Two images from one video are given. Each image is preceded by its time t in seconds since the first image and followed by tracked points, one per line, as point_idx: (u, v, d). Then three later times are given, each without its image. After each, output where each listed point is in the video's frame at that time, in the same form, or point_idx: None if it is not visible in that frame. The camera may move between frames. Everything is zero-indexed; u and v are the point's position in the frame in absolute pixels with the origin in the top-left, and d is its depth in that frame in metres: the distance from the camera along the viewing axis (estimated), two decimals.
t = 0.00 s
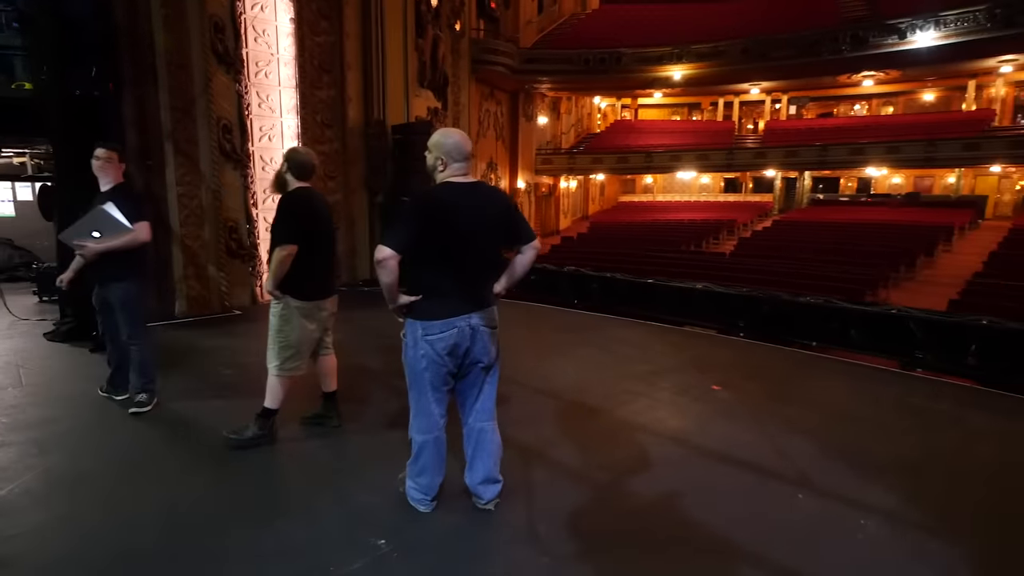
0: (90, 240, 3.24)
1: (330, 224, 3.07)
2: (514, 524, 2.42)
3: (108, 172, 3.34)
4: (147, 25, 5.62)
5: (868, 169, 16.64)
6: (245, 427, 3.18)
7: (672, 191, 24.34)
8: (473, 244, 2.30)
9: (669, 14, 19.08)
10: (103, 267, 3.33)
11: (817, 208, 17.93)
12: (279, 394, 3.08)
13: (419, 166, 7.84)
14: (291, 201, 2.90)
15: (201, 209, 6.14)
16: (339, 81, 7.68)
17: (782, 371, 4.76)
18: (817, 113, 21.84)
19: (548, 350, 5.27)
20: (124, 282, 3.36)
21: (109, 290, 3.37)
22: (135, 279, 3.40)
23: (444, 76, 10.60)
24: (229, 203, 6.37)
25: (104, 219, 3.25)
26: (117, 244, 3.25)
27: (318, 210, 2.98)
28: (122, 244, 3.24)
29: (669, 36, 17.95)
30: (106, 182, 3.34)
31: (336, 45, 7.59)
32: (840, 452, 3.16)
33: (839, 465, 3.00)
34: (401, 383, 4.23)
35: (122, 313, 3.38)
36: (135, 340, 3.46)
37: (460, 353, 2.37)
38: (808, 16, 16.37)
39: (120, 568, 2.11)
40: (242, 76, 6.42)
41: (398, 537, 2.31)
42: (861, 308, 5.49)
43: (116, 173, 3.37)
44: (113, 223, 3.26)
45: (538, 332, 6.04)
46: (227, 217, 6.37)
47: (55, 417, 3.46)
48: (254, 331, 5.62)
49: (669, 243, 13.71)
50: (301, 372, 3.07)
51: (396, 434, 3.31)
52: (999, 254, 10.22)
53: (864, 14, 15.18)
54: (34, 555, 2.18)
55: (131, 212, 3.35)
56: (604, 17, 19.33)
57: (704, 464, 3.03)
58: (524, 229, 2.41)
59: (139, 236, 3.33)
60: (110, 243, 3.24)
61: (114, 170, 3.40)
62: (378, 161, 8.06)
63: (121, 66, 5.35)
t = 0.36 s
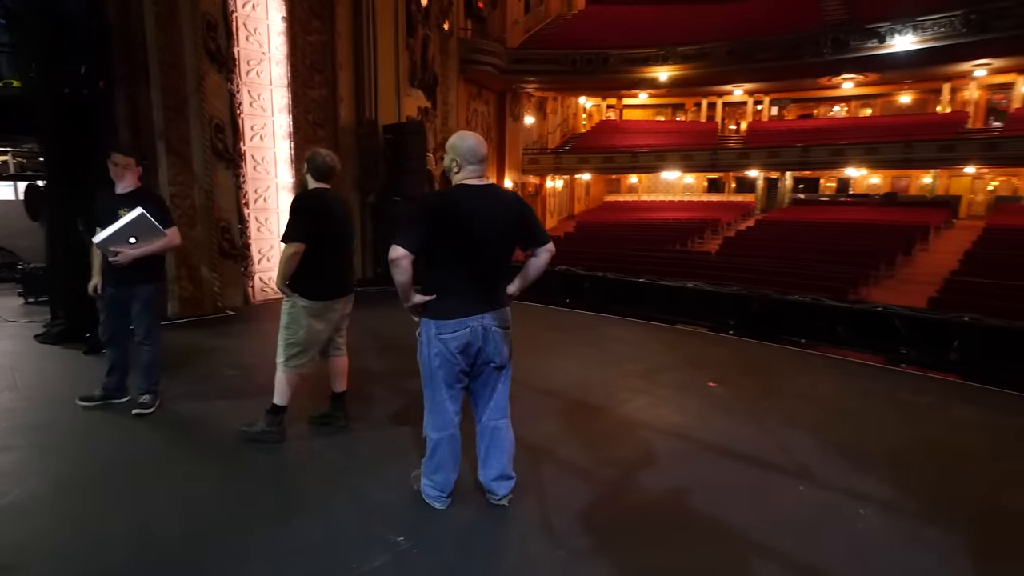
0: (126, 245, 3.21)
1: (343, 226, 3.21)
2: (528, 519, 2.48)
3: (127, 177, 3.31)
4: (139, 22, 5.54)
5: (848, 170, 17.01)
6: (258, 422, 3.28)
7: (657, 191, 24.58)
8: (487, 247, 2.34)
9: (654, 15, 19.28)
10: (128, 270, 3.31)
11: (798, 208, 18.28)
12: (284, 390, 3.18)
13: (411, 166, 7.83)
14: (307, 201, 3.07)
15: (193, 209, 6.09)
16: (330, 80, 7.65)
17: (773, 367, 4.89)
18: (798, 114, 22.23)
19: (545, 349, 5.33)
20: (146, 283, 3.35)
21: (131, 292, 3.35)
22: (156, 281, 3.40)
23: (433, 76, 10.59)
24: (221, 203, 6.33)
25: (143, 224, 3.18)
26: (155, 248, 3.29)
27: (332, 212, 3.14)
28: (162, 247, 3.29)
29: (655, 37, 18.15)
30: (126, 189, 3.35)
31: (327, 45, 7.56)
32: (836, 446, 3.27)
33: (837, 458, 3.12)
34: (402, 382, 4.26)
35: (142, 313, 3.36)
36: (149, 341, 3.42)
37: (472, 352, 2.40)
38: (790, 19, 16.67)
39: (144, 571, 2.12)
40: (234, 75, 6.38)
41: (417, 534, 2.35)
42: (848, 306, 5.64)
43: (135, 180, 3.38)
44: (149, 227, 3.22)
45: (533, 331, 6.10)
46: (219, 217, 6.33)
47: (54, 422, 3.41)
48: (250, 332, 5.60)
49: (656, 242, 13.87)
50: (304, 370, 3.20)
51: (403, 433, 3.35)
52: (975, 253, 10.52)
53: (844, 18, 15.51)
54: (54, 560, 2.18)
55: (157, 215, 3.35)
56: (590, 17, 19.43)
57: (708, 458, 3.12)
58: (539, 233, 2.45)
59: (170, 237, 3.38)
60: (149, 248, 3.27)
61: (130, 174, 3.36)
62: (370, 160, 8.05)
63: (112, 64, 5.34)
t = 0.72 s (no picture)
0: (125, 249, 3.25)
1: (335, 226, 3.21)
2: (531, 514, 2.53)
3: (121, 179, 3.32)
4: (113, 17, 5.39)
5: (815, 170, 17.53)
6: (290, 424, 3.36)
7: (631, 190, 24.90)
8: (491, 248, 2.37)
9: (627, 17, 19.54)
10: (126, 274, 3.34)
11: (768, 207, 18.75)
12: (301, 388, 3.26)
13: (391, 165, 7.78)
14: (298, 199, 3.08)
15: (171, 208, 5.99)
16: (310, 79, 7.58)
17: (754, 361, 5.05)
18: (766, 116, 22.81)
19: (532, 347, 5.38)
20: (141, 285, 3.38)
21: (126, 295, 3.37)
22: (151, 283, 3.43)
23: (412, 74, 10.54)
24: (199, 202, 6.22)
25: (142, 229, 3.24)
26: (155, 251, 3.34)
27: (324, 211, 3.14)
28: (162, 250, 3.35)
29: (629, 38, 18.39)
30: (121, 191, 3.35)
31: (306, 43, 7.47)
32: (819, 436, 3.41)
33: (820, 448, 3.25)
34: (393, 381, 4.27)
35: (137, 316, 3.38)
36: (140, 343, 3.40)
37: (476, 351, 2.43)
38: (759, 23, 17.11)
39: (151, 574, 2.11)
40: (211, 72, 6.25)
41: (423, 531, 2.38)
42: (823, 302, 5.84)
43: (129, 182, 3.41)
44: (148, 230, 3.28)
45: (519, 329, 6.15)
46: (197, 217, 6.21)
47: (38, 429, 3.32)
48: (232, 334, 5.51)
49: (632, 241, 14.08)
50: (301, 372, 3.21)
51: (399, 433, 3.36)
52: (936, 250, 10.98)
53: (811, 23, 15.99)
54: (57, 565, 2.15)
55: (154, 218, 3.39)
56: (565, 18, 19.56)
57: (699, 450, 3.22)
58: (542, 232, 2.48)
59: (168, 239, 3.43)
60: (148, 251, 3.32)
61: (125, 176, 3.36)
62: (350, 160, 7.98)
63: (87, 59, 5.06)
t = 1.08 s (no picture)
0: (107, 250, 3.19)
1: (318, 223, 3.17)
2: (535, 510, 2.58)
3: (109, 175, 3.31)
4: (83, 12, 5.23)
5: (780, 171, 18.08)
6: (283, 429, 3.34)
7: (602, 190, 25.20)
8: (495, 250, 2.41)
9: (598, 19, 19.78)
10: (108, 276, 3.28)
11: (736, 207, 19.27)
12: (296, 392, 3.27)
13: (370, 166, 7.69)
14: (276, 198, 3.07)
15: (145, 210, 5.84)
16: (285, 78, 7.43)
17: (734, 357, 5.21)
18: (732, 118, 23.38)
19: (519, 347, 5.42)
20: (128, 286, 3.32)
21: (109, 296, 3.30)
22: (138, 284, 3.38)
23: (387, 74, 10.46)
24: (174, 204, 6.10)
25: (123, 229, 3.18)
26: (138, 254, 3.28)
27: (305, 208, 3.11)
28: (145, 253, 3.28)
29: (600, 40, 18.63)
30: (110, 189, 3.34)
31: (282, 41, 7.34)
32: (802, 428, 3.55)
33: (804, 439, 3.38)
34: (384, 383, 4.26)
35: (122, 318, 3.31)
36: (124, 347, 3.33)
37: (482, 351, 2.46)
38: (726, 28, 17.54)
39: None
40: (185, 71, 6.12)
41: (430, 530, 2.41)
42: (797, 299, 6.04)
43: (117, 180, 3.37)
44: (131, 232, 3.23)
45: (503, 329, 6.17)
46: (173, 219, 6.09)
47: (18, 440, 3.21)
48: (212, 338, 5.41)
49: (606, 240, 14.30)
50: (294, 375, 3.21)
51: (394, 435, 3.36)
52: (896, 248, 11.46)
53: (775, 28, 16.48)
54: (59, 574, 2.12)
55: (141, 221, 3.37)
56: (537, 19, 19.66)
57: (689, 444, 3.33)
58: (543, 232, 2.53)
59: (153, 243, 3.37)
60: (131, 253, 3.25)
61: (114, 173, 3.34)
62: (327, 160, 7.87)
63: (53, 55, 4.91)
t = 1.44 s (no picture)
0: (106, 249, 3.16)
1: (312, 220, 3.14)
2: (543, 505, 2.63)
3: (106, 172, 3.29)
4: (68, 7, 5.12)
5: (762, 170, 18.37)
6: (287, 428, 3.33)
7: (587, 188, 25.35)
8: (505, 248, 2.44)
9: (583, 19, 19.87)
10: (110, 275, 3.25)
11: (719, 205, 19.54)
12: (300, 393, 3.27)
13: (360, 165, 7.64)
14: (265, 198, 3.09)
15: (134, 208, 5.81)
16: (275, 76, 7.33)
17: (726, 353, 5.30)
18: (715, 117, 23.67)
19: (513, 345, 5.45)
20: (133, 284, 3.29)
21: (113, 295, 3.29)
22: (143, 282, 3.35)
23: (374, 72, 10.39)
24: (164, 203, 6.09)
25: (118, 226, 3.16)
26: (136, 250, 3.24)
27: (297, 205, 3.10)
28: (144, 249, 3.25)
29: (586, 40, 18.72)
30: (108, 188, 3.34)
31: (271, 39, 7.25)
32: (796, 421, 3.64)
33: (799, 432, 3.47)
34: (383, 383, 4.26)
35: (122, 316, 3.29)
36: (123, 347, 3.30)
37: (494, 348, 2.50)
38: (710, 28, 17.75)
39: None
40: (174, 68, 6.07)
41: (441, 524, 2.44)
42: (785, 296, 6.16)
43: (115, 177, 3.35)
44: (128, 230, 3.20)
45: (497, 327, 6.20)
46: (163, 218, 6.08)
47: (15, 443, 3.17)
48: (205, 339, 5.36)
49: (593, 238, 14.41)
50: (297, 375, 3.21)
51: (398, 434, 3.37)
52: (875, 245, 11.73)
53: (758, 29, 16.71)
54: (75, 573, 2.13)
55: (140, 220, 3.34)
56: (522, 18, 19.70)
57: (688, 438, 3.40)
58: (552, 228, 2.57)
59: (151, 240, 3.33)
60: (130, 250, 3.21)
61: (110, 172, 3.33)
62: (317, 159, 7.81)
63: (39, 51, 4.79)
